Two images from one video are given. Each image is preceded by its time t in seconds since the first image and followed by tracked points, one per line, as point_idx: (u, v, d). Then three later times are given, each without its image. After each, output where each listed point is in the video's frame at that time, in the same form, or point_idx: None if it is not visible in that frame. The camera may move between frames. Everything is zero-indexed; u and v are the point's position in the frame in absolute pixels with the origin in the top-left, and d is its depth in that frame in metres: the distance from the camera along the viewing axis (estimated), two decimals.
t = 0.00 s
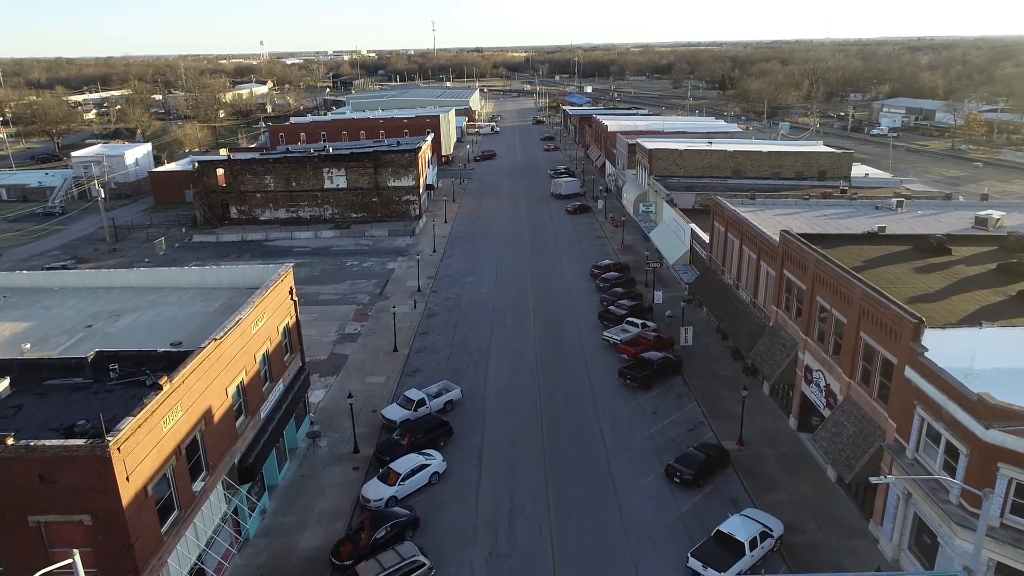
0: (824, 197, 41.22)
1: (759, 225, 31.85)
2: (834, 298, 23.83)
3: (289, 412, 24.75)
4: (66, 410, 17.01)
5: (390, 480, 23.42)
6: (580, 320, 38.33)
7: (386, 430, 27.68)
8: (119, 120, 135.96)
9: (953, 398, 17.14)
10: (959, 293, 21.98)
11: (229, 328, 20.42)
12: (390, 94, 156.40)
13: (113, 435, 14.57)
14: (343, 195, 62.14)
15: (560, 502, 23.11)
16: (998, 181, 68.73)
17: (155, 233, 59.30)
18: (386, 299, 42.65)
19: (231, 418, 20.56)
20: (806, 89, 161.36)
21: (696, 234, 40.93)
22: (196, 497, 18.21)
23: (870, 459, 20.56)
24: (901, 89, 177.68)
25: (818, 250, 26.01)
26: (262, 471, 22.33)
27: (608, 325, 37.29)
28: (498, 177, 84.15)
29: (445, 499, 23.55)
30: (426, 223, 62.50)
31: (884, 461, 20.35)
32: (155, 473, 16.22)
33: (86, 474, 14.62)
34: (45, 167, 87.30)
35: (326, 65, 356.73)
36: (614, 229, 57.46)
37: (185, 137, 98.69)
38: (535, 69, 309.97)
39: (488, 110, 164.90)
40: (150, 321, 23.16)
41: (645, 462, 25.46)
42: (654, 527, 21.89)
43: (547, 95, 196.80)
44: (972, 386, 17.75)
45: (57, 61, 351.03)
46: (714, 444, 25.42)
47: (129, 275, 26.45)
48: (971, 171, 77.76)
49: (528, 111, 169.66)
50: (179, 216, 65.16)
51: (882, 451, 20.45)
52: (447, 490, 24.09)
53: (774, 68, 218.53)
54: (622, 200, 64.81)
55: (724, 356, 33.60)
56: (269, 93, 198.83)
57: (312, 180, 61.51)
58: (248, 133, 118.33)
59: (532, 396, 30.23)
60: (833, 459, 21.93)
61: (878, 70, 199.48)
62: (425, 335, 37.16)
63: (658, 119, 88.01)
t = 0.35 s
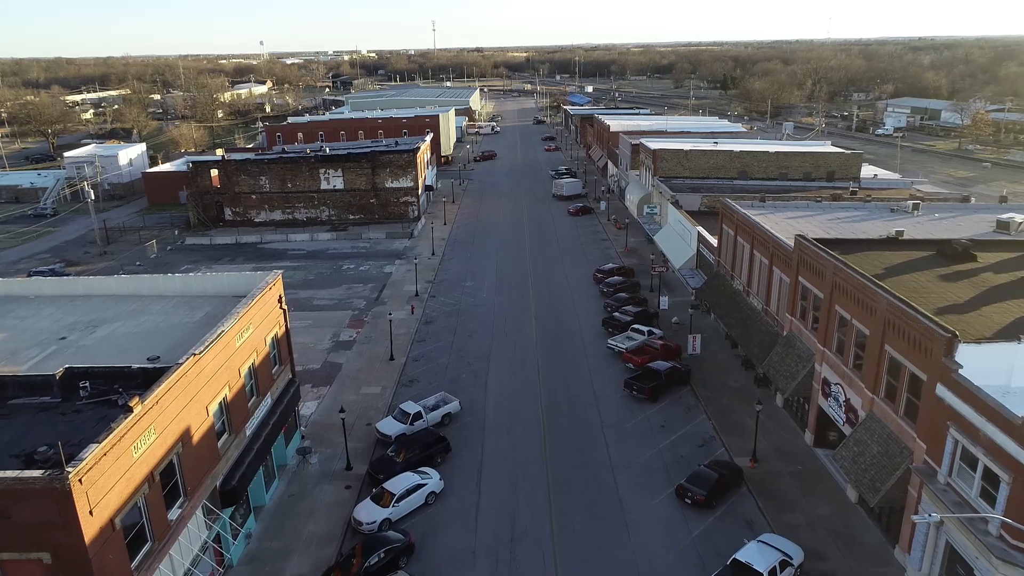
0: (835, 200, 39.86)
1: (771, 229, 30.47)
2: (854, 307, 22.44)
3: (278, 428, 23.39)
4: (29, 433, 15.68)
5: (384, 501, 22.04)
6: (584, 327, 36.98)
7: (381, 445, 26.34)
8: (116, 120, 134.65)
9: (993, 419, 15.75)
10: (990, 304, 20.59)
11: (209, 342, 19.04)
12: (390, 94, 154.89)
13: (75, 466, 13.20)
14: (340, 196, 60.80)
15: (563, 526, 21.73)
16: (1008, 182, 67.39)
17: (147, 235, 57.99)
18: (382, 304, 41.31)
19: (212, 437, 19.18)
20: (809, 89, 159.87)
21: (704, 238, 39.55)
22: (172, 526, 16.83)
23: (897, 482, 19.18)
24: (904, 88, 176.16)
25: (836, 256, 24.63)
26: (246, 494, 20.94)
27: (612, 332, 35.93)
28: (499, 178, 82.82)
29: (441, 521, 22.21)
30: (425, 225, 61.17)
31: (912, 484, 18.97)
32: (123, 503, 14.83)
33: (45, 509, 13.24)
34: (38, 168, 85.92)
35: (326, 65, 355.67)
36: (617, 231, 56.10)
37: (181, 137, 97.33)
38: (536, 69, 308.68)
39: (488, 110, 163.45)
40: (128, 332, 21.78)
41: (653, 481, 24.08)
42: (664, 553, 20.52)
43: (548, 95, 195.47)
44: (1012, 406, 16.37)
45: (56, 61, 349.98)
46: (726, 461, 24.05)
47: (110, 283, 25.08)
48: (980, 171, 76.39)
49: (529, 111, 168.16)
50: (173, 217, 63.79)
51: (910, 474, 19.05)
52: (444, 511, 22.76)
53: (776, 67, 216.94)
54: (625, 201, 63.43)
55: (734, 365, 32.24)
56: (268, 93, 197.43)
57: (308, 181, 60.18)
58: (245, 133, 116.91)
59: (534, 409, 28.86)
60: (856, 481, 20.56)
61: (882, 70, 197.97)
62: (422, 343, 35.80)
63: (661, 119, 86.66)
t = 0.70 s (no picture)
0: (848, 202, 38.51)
1: (785, 233, 29.11)
2: (878, 317, 21.03)
3: (264, 445, 22.03)
4: None
5: (376, 524, 20.65)
6: (587, 334, 35.62)
7: (375, 461, 24.97)
8: (112, 120, 133.37)
9: None
10: None
11: (186, 357, 17.63)
12: (390, 93, 153.58)
13: (25, 502, 11.79)
14: (336, 197, 59.44)
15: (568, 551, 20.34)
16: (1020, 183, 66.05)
17: (139, 237, 56.62)
18: (379, 310, 39.97)
19: (189, 460, 17.79)
20: (812, 88, 158.55)
21: (711, 241, 38.19)
22: (142, 560, 15.42)
23: (928, 507, 17.78)
24: (908, 88, 174.82)
25: (856, 261, 23.23)
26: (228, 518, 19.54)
27: (618, 339, 34.54)
28: (499, 178, 81.53)
29: (437, 545, 20.86)
30: (424, 227, 59.84)
31: (945, 510, 17.57)
32: (83, 540, 13.40)
33: None
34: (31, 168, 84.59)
35: (325, 65, 354.51)
36: (621, 233, 54.68)
37: (177, 138, 96.04)
38: (536, 69, 307.70)
39: (489, 110, 162.07)
40: (104, 344, 20.42)
41: (662, 501, 22.71)
42: None
43: (549, 95, 194.18)
44: None
45: (56, 61, 349.27)
46: (740, 480, 22.66)
47: (87, 290, 23.72)
48: (989, 172, 75.07)
49: (530, 110, 166.77)
50: (166, 219, 62.45)
51: (943, 500, 17.65)
52: (440, 534, 21.40)
53: (778, 66, 215.57)
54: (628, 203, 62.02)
55: (745, 375, 30.87)
56: (267, 93, 196.02)
57: (304, 182, 58.82)
58: (243, 133, 115.63)
59: (536, 423, 27.49)
60: (882, 505, 19.16)
61: (885, 70, 196.61)
62: (420, 350, 34.44)
63: (664, 119, 85.28)
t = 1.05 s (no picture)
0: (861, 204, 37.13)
1: (800, 237, 27.73)
2: (905, 329, 19.61)
3: (248, 465, 20.64)
4: None
5: (367, 551, 19.25)
6: (591, 342, 34.23)
7: (368, 480, 23.58)
8: (108, 120, 132.06)
9: None
10: None
11: (159, 375, 16.25)
12: (389, 93, 152.26)
13: None
14: (333, 199, 58.10)
15: None
16: None
17: (131, 240, 55.27)
18: (375, 315, 38.62)
19: (163, 485, 16.41)
20: (815, 88, 157.09)
21: (719, 244, 36.81)
22: None
23: (964, 539, 16.37)
24: (912, 88, 173.29)
25: (879, 268, 21.83)
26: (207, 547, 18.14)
27: (623, 347, 33.11)
28: (499, 179, 80.21)
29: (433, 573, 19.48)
30: (422, 229, 58.51)
31: (983, 541, 16.16)
32: None
33: None
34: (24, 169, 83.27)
35: (325, 65, 353.46)
36: (624, 235, 53.25)
37: (173, 138, 94.70)
38: (537, 69, 306.38)
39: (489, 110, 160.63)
40: (74, 358, 19.04)
41: (673, 523, 21.32)
42: None
43: (549, 95, 192.81)
44: None
45: (54, 61, 347.63)
46: (755, 502, 21.29)
47: (61, 299, 22.36)
48: (998, 172, 73.63)
49: (530, 111, 165.31)
50: (159, 220, 61.09)
51: (980, 530, 16.22)
52: (435, 560, 20.02)
53: (781, 66, 214.08)
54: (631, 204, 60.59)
55: (756, 386, 29.48)
56: (266, 93, 194.61)
57: (300, 183, 57.49)
58: (240, 133, 114.30)
59: (538, 438, 26.10)
60: (911, 534, 17.76)
61: (889, 69, 195.07)
62: (416, 359, 33.06)
63: (668, 119, 83.87)
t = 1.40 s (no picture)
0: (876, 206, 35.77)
1: (815, 242, 26.35)
2: (936, 342, 18.19)
3: (229, 488, 19.24)
4: None
5: None
6: (595, 350, 32.85)
7: (359, 500, 22.20)
8: (104, 120, 130.63)
9: None
10: None
11: (127, 397, 14.86)
12: (389, 92, 150.90)
13: None
14: (329, 200, 56.70)
15: None
16: None
17: (121, 242, 53.87)
18: (370, 322, 37.26)
19: (131, 516, 15.01)
20: (819, 87, 155.78)
21: (728, 247, 35.39)
22: None
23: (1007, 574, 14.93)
24: (915, 88, 171.97)
25: (904, 276, 20.44)
26: None
27: (628, 356, 31.73)
28: (500, 179, 78.92)
29: None
30: (420, 231, 57.15)
31: None
32: None
33: None
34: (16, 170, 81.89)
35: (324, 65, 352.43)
36: (628, 238, 51.85)
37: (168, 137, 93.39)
38: (536, 69, 305.16)
39: (490, 109, 159.15)
40: (41, 374, 17.66)
41: (685, 549, 19.91)
42: None
43: (550, 95, 191.43)
44: None
45: (54, 60, 347.33)
46: (772, 527, 19.89)
47: (32, 309, 20.98)
48: (1008, 173, 72.26)
49: (531, 111, 164.07)
50: (151, 222, 59.69)
51: None
52: None
53: (782, 66, 212.68)
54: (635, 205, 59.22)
55: (769, 399, 28.07)
56: (264, 93, 193.23)
57: (295, 183, 56.11)
58: (237, 133, 112.94)
59: (541, 454, 24.69)
60: (946, 566, 16.38)
61: (892, 69, 193.66)
62: (413, 368, 31.67)
63: (671, 118, 82.51)
